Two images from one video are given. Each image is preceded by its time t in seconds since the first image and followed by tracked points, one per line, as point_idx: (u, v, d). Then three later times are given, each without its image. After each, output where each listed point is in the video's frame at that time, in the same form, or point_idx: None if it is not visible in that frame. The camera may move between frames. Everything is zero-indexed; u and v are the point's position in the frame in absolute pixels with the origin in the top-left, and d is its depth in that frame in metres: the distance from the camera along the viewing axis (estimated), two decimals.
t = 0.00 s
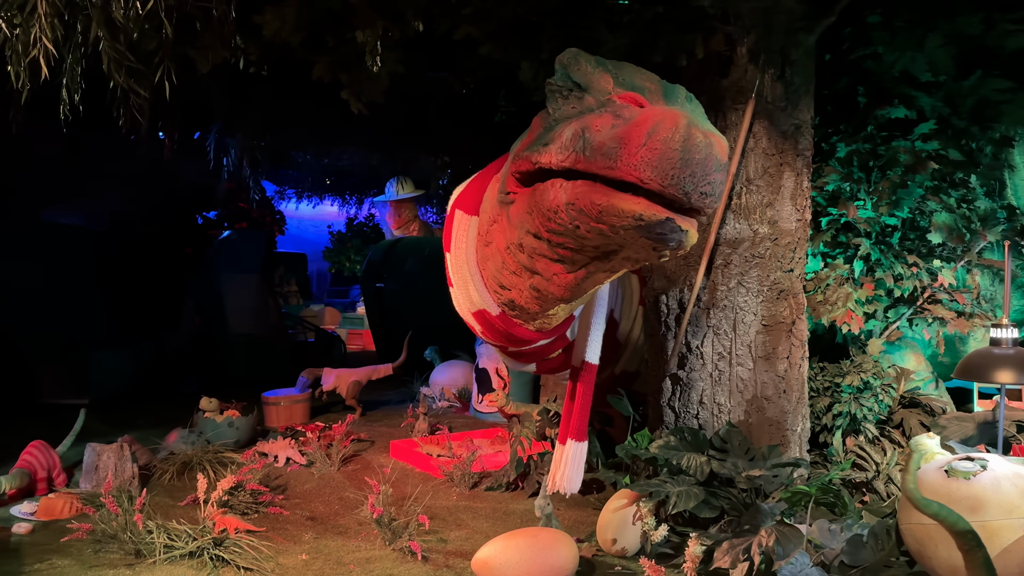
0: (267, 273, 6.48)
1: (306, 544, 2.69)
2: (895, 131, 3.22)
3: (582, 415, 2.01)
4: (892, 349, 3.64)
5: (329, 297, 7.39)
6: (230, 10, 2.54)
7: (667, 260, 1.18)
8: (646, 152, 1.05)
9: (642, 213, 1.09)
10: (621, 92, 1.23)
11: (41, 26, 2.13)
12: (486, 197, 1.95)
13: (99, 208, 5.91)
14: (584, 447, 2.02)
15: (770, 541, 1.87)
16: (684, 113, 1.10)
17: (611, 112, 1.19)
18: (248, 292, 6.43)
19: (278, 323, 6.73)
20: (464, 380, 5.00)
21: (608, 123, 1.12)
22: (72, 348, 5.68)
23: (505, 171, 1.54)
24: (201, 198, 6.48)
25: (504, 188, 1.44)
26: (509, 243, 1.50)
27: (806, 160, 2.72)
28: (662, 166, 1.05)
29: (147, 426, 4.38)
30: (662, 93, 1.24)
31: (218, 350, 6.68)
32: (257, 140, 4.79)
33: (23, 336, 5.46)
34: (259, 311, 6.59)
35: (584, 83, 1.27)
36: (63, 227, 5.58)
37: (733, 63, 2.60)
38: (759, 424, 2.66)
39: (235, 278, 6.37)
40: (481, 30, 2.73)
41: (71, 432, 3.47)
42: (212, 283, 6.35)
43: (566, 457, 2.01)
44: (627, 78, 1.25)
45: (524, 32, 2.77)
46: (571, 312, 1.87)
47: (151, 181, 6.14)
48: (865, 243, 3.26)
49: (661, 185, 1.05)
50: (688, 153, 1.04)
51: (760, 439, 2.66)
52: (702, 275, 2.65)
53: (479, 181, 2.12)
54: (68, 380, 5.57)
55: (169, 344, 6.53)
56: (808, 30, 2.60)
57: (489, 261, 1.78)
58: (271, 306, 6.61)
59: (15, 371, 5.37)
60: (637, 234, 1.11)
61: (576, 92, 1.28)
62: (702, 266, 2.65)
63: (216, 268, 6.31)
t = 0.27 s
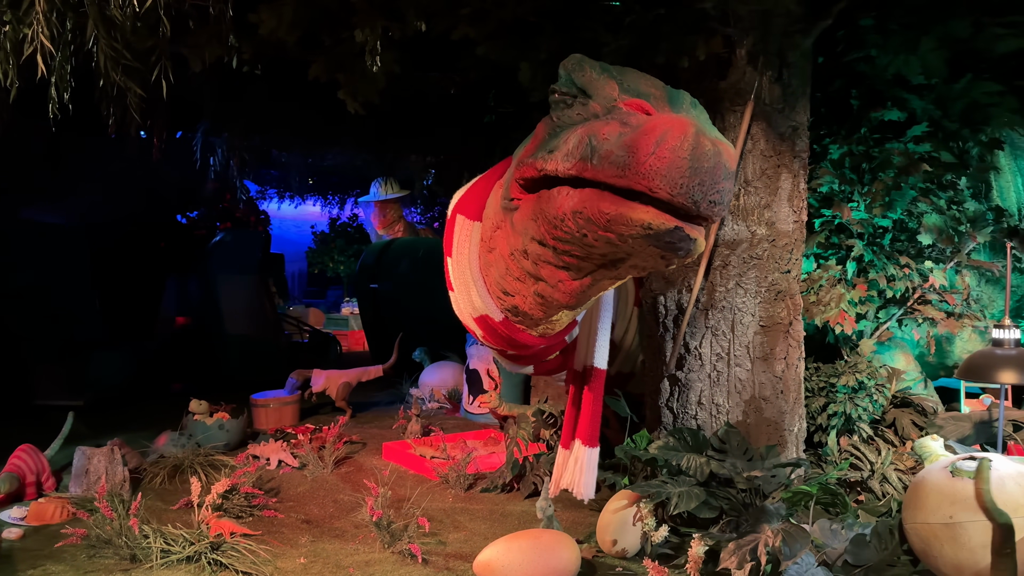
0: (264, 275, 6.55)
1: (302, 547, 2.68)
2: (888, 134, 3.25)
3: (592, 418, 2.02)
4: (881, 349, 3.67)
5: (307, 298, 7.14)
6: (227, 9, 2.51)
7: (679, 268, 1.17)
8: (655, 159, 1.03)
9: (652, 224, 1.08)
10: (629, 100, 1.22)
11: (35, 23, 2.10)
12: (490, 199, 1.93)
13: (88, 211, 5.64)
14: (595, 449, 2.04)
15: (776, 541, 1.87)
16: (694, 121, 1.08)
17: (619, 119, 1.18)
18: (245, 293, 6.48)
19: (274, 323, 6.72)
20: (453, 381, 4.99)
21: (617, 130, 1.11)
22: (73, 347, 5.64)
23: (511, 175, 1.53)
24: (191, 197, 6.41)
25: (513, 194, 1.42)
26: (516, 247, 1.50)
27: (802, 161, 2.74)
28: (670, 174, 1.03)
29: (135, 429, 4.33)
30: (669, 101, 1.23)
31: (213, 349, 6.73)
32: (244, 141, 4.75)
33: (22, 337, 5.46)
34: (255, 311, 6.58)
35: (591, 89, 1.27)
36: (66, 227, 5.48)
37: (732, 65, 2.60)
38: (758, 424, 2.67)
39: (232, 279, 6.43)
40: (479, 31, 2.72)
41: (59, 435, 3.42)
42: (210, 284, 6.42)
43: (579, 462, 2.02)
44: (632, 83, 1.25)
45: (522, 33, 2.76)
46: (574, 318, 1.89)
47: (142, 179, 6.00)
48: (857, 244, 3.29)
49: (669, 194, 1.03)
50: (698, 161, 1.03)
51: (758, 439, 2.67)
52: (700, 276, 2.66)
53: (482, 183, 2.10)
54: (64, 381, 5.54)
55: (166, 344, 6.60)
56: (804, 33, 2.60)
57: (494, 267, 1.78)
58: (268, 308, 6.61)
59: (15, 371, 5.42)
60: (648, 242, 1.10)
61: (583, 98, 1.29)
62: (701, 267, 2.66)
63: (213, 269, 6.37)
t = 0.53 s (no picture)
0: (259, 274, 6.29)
1: (297, 550, 2.65)
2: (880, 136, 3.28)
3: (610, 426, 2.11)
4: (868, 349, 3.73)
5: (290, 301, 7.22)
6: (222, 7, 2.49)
7: (685, 274, 1.25)
8: (661, 174, 1.11)
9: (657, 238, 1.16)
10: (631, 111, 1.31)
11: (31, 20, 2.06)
12: (492, 201, 1.92)
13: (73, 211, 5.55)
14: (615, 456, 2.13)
15: (780, 541, 1.88)
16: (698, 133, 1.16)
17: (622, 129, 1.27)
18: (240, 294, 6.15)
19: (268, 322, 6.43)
20: (441, 381, 4.98)
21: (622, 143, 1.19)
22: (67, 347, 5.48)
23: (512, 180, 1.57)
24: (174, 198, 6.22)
25: (512, 204, 1.49)
26: (515, 254, 1.53)
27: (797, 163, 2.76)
28: (675, 189, 1.11)
29: (119, 431, 4.27)
30: (668, 107, 1.32)
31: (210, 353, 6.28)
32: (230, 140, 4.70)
33: (11, 337, 5.24)
34: (251, 313, 6.23)
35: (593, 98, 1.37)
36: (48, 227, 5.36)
37: (728, 67, 2.61)
38: (753, 425, 2.68)
39: (225, 279, 6.16)
40: (476, 31, 2.71)
41: (44, 438, 3.36)
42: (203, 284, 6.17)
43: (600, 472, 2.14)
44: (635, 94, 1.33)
45: (519, 33, 2.76)
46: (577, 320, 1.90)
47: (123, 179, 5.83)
48: (849, 245, 3.29)
49: (674, 207, 1.11)
50: (702, 176, 1.11)
51: (754, 439, 2.68)
52: (696, 277, 2.66)
53: (482, 185, 2.09)
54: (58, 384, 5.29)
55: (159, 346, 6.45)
56: (798, 36, 2.64)
57: (494, 273, 1.82)
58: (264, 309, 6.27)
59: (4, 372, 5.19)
60: (652, 255, 1.18)
61: (585, 107, 1.38)
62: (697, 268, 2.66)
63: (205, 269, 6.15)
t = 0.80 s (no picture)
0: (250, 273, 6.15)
1: (291, 552, 2.62)
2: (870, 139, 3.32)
3: (617, 425, 2.30)
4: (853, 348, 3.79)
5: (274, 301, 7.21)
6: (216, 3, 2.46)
7: (690, 268, 1.29)
8: (671, 168, 1.15)
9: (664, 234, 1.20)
10: (638, 108, 1.35)
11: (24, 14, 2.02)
12: (494, 201, 1.91)
13: (49, 205, 5.55)
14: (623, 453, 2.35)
15: (782, 540, 1.89)
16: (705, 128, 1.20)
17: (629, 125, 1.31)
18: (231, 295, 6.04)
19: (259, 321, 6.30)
20: (427, 382, 4.96)
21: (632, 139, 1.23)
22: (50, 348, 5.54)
23: (516, 178, 1.60)
24: (153, 195, 6.10)
25: (516, 200, 1.52)
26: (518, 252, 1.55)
27: (790, 165, 2.78)
28: (684, 183, 1.15)
29: (101, 432, 4.21)
30: (673, 105, 1.36)
31: (199, 351, 6.22)
32: (215, 138, 4.66)
33: None
34: (242, 313, 6.17)
35: (599, 96, 1.41)
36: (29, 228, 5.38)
37: (723, 69, 2.62)
38: (747, 424, 2.71)
39: (216, 279, 6.01)
40: (471, 30, 2.70)
41: (26, 441, 3.26)
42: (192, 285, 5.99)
43: (608, 467, 2.35)
44: (640, 92, 1.37)
45: (513, 33, 2.75)
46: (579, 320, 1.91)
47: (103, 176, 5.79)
48: (836, 246, 3.37)
49: (685, 200, 1.15)
50: (710, 170, 1.15)
51: (748, 439, 2.70)
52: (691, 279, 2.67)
53: (482, 185, 2.08)
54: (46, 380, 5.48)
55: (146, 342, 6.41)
56: (791, 39, 2.66)
57: (498, 272, 1.82)
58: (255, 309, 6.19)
59: None
60: (660, 249, 1.21)
61: (591, 106, 1.42)
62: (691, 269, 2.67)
63: (195, 268, 5.95)
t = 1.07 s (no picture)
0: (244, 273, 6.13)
1: (283, 555, 2.60)
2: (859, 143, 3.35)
3: (611, 427, 2.25)
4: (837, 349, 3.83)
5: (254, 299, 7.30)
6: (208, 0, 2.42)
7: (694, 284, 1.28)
8: (677, 188, 1.13)
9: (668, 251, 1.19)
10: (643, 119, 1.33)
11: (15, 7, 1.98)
12: (497, 203, 1.90)
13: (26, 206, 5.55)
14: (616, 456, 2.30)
15: (782, 540, 1.90)
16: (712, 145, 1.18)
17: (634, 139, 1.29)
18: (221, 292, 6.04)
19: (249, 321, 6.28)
20: (411, 384, 4.95)
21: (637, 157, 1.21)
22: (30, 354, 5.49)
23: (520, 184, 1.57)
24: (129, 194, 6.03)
25: (519, 208, 1.51)
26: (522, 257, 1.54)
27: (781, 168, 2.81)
28: (689, 203, 1.13)
29: (81, 435, 4.14)
30: (678, 116, 1.34)
31: (190, 352, 6.15)
32: (197, 136, 4.59)
33: None
34: (233, 312, 6.15)
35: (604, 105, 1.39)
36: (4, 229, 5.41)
37: (717, 73, 2.64)
38: (740, 425, 2.72)
39: (208, 278, 6.03)
40: (466, 31, 2.69)
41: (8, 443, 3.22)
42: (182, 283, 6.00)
43: (603, 470, 2.30)
44: (646, 101, 1.35)
45: (507, 33, 2.74)
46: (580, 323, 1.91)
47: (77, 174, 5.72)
48: (824, 248, 3.40)
49: (690, 221, 1.14)
50: (716, 191, 1.13)
51: (740, 440, 2.72)
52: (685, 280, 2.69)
53: (483, 188, 2.07)
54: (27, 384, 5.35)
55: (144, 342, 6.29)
56: (783, 43, 2.66)
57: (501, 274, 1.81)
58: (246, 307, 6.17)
59: None
60: (665, 268, 1.20)
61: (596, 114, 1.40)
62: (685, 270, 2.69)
63: (186, 267, 5.97)
